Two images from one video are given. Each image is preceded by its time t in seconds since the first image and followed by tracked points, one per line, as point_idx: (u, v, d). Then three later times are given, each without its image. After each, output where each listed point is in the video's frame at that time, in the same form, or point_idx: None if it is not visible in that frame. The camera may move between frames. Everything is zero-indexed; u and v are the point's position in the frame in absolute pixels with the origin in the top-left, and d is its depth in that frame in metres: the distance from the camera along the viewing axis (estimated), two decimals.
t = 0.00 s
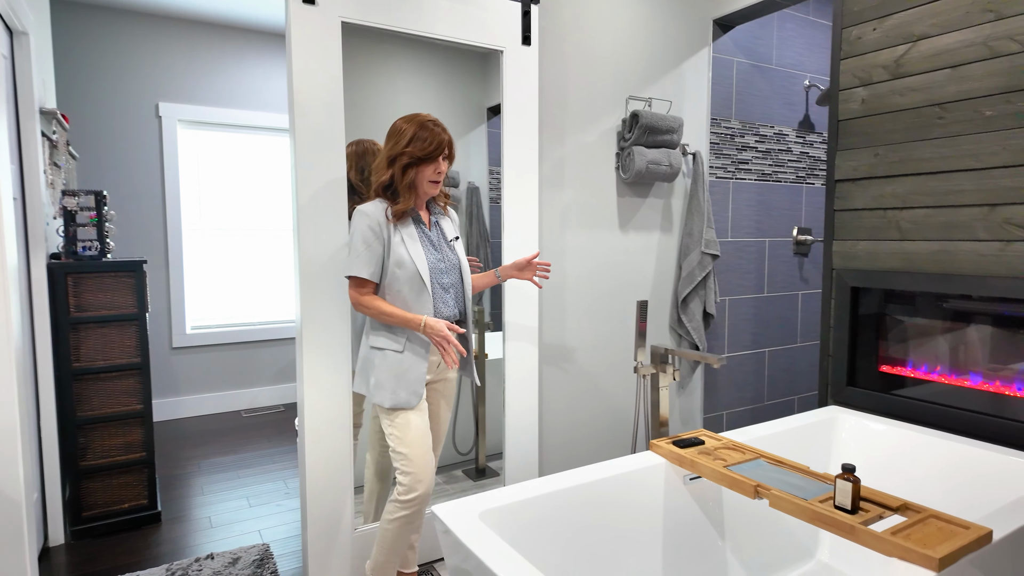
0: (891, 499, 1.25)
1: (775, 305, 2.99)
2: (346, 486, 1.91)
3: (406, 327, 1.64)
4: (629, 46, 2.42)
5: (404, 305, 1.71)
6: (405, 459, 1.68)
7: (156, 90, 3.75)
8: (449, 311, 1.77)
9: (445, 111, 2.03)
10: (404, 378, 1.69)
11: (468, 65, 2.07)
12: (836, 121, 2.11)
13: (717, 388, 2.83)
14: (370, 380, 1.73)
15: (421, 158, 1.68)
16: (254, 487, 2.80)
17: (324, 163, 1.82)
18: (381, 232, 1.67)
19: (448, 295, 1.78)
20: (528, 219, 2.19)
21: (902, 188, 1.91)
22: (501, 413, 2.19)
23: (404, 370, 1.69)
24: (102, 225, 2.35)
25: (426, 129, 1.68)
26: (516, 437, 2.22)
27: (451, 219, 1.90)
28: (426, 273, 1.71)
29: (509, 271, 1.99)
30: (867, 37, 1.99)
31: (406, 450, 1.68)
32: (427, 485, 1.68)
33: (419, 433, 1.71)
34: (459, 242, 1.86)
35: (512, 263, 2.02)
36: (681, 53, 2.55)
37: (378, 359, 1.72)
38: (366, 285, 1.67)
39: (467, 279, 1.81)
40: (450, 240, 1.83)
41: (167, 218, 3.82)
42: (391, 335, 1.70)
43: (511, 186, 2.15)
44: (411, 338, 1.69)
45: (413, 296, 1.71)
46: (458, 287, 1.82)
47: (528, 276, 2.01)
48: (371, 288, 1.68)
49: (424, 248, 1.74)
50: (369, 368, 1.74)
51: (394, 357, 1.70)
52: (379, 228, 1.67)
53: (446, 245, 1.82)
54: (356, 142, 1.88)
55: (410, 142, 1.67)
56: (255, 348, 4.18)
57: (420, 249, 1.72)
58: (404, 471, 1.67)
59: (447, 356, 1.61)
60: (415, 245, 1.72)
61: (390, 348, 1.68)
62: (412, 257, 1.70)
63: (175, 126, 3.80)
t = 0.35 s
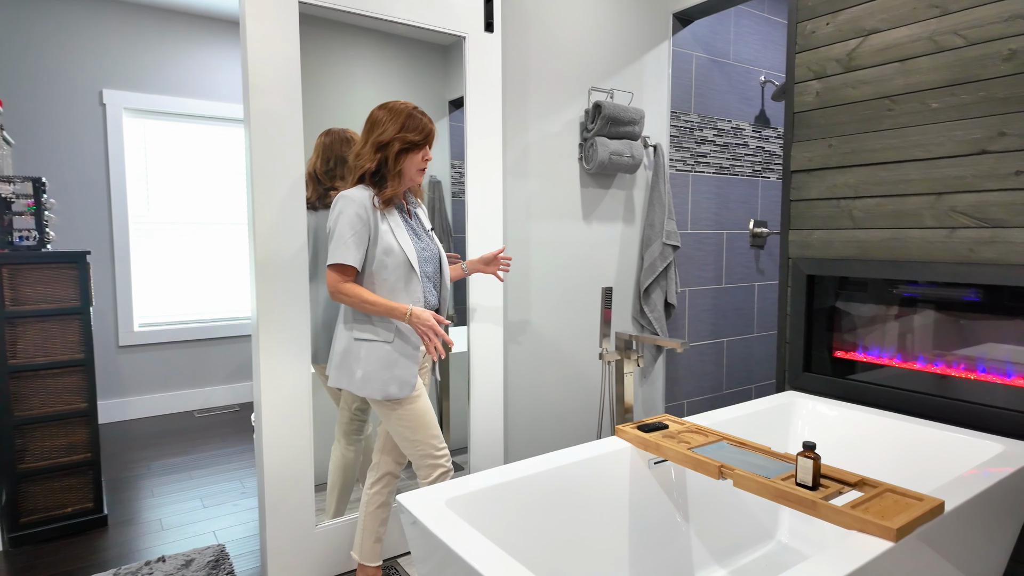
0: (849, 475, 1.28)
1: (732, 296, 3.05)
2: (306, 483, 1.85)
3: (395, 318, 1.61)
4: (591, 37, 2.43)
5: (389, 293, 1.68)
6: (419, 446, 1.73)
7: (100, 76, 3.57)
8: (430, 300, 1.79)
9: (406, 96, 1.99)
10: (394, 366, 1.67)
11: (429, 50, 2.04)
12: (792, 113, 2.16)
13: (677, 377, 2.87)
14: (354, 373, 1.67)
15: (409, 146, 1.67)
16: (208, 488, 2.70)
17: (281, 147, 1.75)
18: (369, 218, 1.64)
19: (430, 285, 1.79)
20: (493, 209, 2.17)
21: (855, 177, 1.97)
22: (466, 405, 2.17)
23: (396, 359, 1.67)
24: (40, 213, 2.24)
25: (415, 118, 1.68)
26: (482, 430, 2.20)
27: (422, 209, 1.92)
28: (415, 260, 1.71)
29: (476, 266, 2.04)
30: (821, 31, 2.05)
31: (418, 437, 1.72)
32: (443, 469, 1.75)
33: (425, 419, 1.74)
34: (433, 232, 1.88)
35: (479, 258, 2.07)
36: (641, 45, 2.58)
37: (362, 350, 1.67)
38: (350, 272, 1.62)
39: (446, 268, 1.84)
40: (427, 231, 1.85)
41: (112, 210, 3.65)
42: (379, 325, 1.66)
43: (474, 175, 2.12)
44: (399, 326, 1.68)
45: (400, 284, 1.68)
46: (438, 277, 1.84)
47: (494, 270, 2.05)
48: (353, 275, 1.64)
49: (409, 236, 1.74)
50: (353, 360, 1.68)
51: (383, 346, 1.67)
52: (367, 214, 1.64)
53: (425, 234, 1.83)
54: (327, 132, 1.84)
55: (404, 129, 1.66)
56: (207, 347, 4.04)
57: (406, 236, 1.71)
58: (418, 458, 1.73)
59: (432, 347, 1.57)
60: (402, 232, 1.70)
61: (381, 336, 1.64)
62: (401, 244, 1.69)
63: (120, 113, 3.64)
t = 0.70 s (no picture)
0: (807, 462, 1.30)
1: (693, 291, 3.09)
2: (265, 485, 1.79)
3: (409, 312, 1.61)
4: (553, 32, 2.42)
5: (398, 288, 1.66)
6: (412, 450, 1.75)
7: (39, 63, 3.39)
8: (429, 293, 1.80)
9: (365, 86, 1.94)
10: (403, 362, 1.66)
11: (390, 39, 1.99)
12: (749, 110, 2.20)
13: (640, 372, 2.89)
14: (365, 372, 1.61)
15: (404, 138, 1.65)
16: (159, 493, 2.59)
17: (235, 135, 1.68)
18: (379, 212, 1.61)
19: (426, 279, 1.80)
20: (456, 203, 2.14)
21: (811, 173, 2.02)
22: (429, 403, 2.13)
23: (404, 355, 1.67)
24: None
25: (407, 108, 1.65)
26: (446, 427, 2.18)
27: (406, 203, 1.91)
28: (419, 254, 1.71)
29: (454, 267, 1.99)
30: (778, 30, 2.09)
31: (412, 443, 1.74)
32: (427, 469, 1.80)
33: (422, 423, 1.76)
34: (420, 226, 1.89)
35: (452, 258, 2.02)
36: (603, 42, 2.59)
37: (373, 347, 1.63)
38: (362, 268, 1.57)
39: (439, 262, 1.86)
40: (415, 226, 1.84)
41: (53, 205, 3.48)
42: (389, 321, 1.65)
43: (436, 169, 2.09)
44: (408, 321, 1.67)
45: (408, 279, 1.68)
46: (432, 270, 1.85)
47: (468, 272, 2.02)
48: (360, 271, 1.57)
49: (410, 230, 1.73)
50: (361, 358, 1.63)
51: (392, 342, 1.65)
52: (378, 208, 1.61)
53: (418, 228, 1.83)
54: (300, 129, 1.82)
55: (399, 121, 1.63)
56: (158, 347, 3.89)
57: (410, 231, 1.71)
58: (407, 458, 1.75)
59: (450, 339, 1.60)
60: (406, 227, 1.70)
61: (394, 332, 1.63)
62: (406, 238, 1.68)
63: (62, 104, 3.47)
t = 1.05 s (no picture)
0: (762, 458, 1.30)
1: (653, 289, 3.11)
2: (212, 493, 1.72)
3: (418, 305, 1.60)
4: (512, 27, 2.39)
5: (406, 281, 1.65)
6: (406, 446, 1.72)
7: None
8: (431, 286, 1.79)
9: (317, 78, 1.88)
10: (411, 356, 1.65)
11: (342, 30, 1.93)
12: (706, 108, 2.21)
13: (601, 370, 2.90)
14: (375, 365, 1.59)
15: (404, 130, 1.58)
16: (103, 503, 2.48)
17: (177, 126, 1.60)
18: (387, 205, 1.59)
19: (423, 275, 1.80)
20: (413, 200, 2.09)
21: (766, 171, 2.04)
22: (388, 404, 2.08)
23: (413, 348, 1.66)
24: None
25: (406, 99, 1.58)
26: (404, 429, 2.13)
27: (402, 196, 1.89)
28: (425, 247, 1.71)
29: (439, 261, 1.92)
30: (734, 29, 2.10)
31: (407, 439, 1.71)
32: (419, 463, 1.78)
33: (417, 418, 1.74)
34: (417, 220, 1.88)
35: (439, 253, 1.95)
36: (562, 39, 2.57)
37: (382, 340, 1.61)
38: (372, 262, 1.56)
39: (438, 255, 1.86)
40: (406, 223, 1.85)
41: None
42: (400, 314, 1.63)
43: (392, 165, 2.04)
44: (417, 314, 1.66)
45: (415, 273, 1.68)
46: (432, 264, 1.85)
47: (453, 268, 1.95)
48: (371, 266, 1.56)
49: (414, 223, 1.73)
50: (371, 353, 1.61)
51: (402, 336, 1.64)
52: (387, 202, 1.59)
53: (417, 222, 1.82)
54: (278, 125, 1.80)
55: (396, 113, 1.58)
56: (103, 351, 3.72)
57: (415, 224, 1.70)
58: (402, 454, 1.72)
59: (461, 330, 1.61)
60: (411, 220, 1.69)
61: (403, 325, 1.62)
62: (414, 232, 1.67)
63: None
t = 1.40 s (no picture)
0: (726, 459, 1.29)
1: (622, 288, 3.10)
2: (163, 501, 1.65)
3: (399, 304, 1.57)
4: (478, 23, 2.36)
5: (389, 282, 1.65)
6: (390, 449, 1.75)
7: None
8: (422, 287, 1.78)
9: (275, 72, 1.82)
10: (395, 356, 1.65)
11: (302, 23, 1.86)
12: (673, 107, 2.20)
13: (571, 370, 2.87)
14: (356, 365, 1.61)
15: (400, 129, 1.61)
16: (53, 514, 2.38)
17: (123, 120, 1.53)
18: (371, 207, 1.58)
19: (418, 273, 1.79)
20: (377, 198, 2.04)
21: (732, 170, 2.04)
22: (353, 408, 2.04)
23: (397, 347, 1.66)
24: None
25: (401, 98, 1.61)
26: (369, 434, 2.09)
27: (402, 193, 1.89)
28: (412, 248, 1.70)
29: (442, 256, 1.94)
30: (700, 27, 2.10)
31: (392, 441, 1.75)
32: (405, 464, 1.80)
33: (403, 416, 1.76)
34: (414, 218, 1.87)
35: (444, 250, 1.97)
36: (529, 35, 2.54)
37: (364, 342, 1.62)
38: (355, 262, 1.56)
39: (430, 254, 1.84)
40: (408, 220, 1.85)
41: None
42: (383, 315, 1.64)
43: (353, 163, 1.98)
44: (401, 316, 1.66)
45: (402, 274, 1.68)
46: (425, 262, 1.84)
47: (461, 264, 1.96)
48: (355, 266, 1.56)
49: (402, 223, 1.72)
50: (353, 352, 1.62)
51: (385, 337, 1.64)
52: (370, 203, 1.58)
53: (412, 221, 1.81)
54: (260, 125, 1.77)
55: (394, 112, 1.60)
56: (56, 356, 3.58)
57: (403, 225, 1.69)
58: (389, 455, 1.76)
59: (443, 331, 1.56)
60: (399, 220, 1.68)
61: (385, 325, 1.62)
62: (400, 233, 1.67)
63: None
